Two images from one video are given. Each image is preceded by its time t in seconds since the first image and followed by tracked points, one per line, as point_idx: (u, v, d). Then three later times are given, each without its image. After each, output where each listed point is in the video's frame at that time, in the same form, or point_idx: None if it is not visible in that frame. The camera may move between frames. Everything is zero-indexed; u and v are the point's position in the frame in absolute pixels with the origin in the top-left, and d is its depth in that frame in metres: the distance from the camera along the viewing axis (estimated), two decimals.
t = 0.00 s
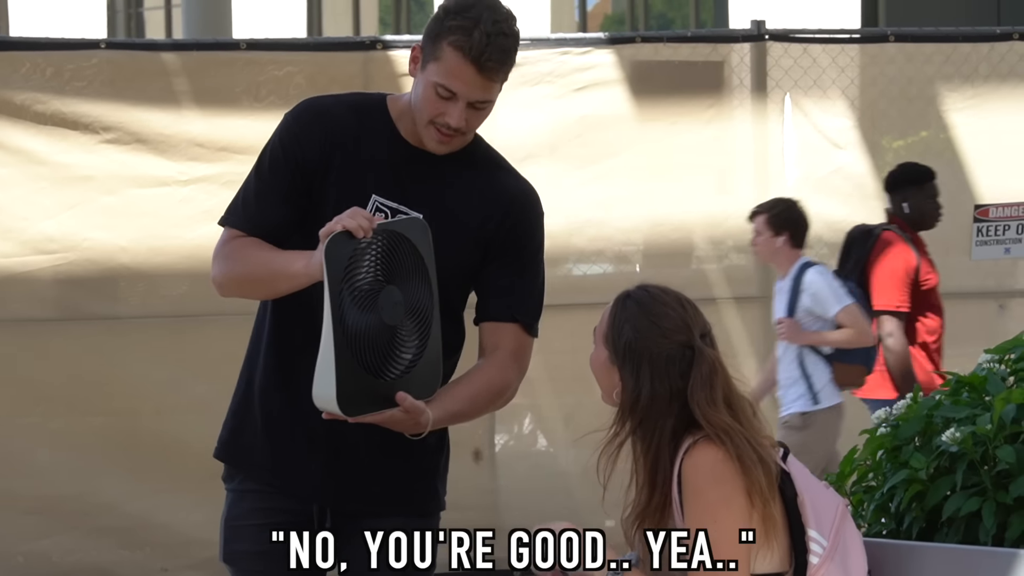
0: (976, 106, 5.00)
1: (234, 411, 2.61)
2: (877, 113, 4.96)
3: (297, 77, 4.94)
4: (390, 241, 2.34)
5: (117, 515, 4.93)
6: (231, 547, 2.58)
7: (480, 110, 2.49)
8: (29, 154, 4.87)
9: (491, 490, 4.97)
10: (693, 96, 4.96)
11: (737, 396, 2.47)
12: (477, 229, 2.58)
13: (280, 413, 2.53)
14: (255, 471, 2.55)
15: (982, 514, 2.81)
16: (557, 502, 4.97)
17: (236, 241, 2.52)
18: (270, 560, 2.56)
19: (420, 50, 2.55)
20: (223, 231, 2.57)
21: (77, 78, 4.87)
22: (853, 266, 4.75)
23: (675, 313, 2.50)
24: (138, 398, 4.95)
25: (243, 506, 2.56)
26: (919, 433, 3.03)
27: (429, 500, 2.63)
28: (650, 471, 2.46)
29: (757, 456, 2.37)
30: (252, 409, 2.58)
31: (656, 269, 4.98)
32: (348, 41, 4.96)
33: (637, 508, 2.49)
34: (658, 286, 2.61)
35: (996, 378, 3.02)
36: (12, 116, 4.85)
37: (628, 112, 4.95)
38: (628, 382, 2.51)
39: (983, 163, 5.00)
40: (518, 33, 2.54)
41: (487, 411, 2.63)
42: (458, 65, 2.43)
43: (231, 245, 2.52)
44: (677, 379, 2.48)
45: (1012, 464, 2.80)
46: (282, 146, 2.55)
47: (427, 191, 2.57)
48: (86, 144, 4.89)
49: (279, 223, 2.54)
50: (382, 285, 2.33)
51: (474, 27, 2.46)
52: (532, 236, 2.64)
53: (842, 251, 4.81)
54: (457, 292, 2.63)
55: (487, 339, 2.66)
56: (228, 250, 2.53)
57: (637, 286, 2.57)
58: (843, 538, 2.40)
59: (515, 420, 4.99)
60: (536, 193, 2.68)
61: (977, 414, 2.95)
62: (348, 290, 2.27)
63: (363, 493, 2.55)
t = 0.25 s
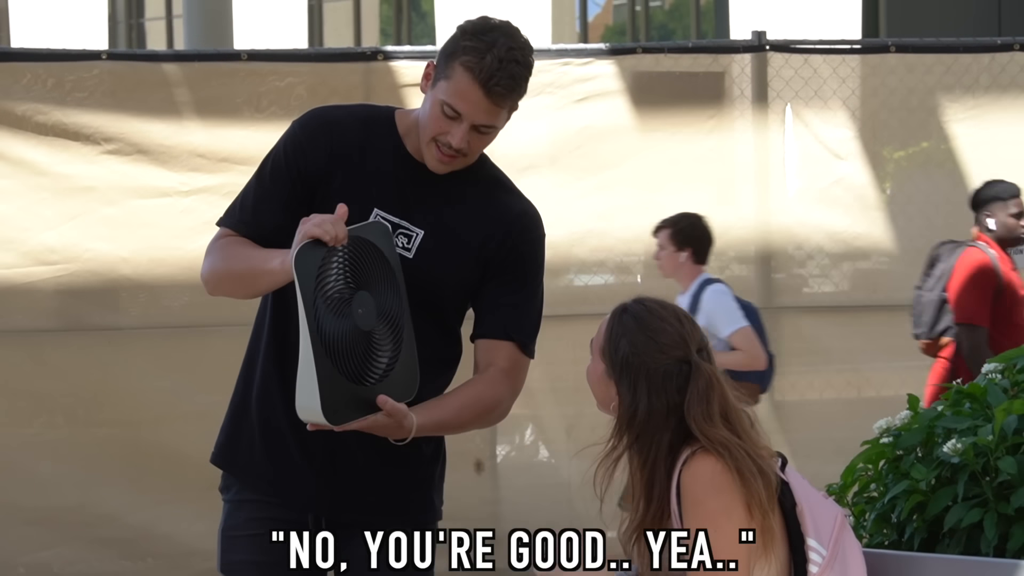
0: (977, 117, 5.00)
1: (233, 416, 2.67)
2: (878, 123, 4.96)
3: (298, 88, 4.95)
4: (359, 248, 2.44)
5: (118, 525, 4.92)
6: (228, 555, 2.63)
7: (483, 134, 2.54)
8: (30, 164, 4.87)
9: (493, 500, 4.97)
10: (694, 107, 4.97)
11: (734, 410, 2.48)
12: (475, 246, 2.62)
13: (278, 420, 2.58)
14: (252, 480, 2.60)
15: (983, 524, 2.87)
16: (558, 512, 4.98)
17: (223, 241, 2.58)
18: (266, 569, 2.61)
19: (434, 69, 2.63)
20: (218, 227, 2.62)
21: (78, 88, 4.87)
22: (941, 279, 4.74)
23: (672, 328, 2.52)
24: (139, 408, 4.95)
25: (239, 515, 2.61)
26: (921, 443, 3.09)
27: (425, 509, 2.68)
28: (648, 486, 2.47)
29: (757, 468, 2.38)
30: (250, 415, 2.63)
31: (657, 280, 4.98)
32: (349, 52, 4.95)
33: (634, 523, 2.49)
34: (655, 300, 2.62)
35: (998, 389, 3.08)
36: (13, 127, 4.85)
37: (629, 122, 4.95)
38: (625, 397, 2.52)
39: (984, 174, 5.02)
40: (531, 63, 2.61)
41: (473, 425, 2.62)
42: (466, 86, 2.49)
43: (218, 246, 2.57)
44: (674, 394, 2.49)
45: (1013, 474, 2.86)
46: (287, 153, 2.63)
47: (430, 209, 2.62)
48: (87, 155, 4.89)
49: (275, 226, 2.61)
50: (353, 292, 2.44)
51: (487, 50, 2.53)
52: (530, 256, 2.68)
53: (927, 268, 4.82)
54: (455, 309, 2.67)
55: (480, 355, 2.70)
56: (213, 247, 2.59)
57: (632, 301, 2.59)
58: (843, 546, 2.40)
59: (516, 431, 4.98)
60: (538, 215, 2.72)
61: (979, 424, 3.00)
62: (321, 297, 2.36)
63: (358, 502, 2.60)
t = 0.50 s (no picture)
0: (989, 128, 5.00)
1: (239, 428, 2.72)
2: (890, 134, 4.96)
3: (311, 98, 4.95)
4: (355, 255, 2.49)
5: (130, 535, 4.92)
6: (235, 564, 2.69)
7: (494, 146, 2.57)
8: (43, 175, 4.87)
9: (505, 511, 4.97)
10: (707, 118, 4.96)
11: (745, 421, 2.48)
12: (483, 259, 2.66)
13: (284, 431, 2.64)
14: (258, 491, 2.66)
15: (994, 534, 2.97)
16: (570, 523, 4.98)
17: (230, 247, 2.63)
18: None
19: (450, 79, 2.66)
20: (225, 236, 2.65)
21: (91, 99, 4.87)
22: None
23: (681, 339, 2.53)
24: (151, 419, 4.95)
25: (246, 525, 2.67)
26: (933, 455, 3.21)
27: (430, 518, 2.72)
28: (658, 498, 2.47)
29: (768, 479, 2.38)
30: (257, 426, 2.69)
31: (670, 291, 4.98)
32: (361, 62, 4.95)
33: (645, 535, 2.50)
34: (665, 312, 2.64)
35: (1007, 402, 3.20)
36: (26, 138, 4.85)
37: (641, 133, 4.95)
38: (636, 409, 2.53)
39: (997, 186, 5.01)
40: (547, 80, 2.64)
41: (474, 437, 2.63)
42: (482, 97, 2.52)
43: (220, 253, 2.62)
44: (684, 407, 2.49)
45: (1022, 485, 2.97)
46: (298, 162, 2.66)
47: (441, 222, 2.65)
48: (100, 166, 4.89)
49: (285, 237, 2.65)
50: (352, 297, 2.48)
51: (504, 63, 2.56)
52: (537, 272, 2.72)
53: None
54: (461, 323, 2.70)
55: (483, 367, 2.74)
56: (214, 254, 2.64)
57: (642, 312, 2.61)
58: (855, 557, 2.39)
59: (528, 442, 4.98)
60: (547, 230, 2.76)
61: (990, 436, 3.10)
62: (322, 304, 2.40)
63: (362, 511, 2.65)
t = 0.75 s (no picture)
0: (992, 135, 5.00)
1: (239, 437, 2.73)
2: (893, 141, 4.96)
3: (314, 106, 4.95)
4: (348, 265, 2.53)
5: (133, 543, 4.91)
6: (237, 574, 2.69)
7: (489, 151, 2.59)
8: (46, 183, 4.87)
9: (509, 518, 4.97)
10: (709, 125, 4.96)
11: (748, 428, 2.52)
12: (480, 265, 2.69)
13: (284, 440, 2.65)
14: (259, 499, 2.67)
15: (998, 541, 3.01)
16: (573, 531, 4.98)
17: (227, 258, 2.65)
18: None
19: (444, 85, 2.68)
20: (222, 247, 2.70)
21: (94, 107, 4.87)
22: None
23: (684, 346, 2.58)
24: (154, 426, 4.95)
25: (248, 534, 2.68)
26: (936, 462, 3.24)
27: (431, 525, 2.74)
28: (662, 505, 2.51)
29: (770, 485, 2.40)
30: (257, 434, 2.70)
31: (673, 297, 4.98)
32: (364, 70, 4.95)
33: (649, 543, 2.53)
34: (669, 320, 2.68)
35: (1010, 408, 3.24)
36: (29, 145, 4.84)
37: (645, 140, 4.95)
38: (640, 417, 2.57)
39: (999, 192, 5.01)
40: (541, 83, 2.65)
41: (475, 442, 2.66)
42: (475, 102, 2.54)
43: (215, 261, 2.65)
44: (688, 413, 2.54)
45: None
46: (292, 173, 2.70)
47: (436, 228, 2.67)
48: (103, 173, 4.89)
49: (281, 246, 2.69)
50: (346, 307, 2.52)
51: (497, 67, 2.57)
52: (534, 275, 2.74)
53: None
54: (459, 329, 2.73)
55: (483, 373, 2.76)
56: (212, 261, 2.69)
57: (645, 320, 2.66)
58: (857, 562, 2.41)
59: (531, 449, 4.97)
60: (546, 234, 2.78)
61: (995, 442, 3.13)
62: (317, 314, 2.44)
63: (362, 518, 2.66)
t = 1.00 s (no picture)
0: (994, 140, 5.00)
1: (240, 443, 2.75)
2: (896, 145, 4.96)
3: (317, 111, 4.95)
4: (348, 271, 2.55)
5: (135, 548, 4.92)
6: None
7: (487, 155, 2.60)
8: (48, 188, 4.87)
9: (512, 523, 4.97)
10: (711, 130, 4.96)
11: (750, 431, 2.57)
12: (480, 270, 2.71)
13: (286, 444, 2.67)
14: (259, 505, 2.68)
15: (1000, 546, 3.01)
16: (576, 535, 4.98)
17: (223, 264, 2.67)
18: None
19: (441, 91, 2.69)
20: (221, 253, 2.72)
21: (97, 112, 4.86)
22: None
23: (686, 350, 2.63)
24: (157, 431, 4.95)
25: (248, 539, 2.69)
26: (938, 465, 3.24)
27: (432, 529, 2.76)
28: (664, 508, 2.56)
29: (770, 488, 2.45)
30: (258, 440, 2.72)
31: (675, 302, 4.98)
32: (367, 75, 4.95)
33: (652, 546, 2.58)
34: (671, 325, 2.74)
35: (1012, 412, 3.23)
36: (32, 150, 4.84)
37: (647, 144, 4.95)
38: (642, 421, 2.61)
39: (1002, 197, 5.01)
40: (538, 86, 2.65)
41: (475, 448, 2.68)
42: (471, 109, 2.54)
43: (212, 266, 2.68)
44: (691, 416, 2.58)
45: None
46: (291, 178, 2.72)
47: (436, 234, 2.70)
48: (105, 178, 4.89)
49: (281, 252, 2.70)
50: (346, 313, 2.54)
51: (492, 72, 2.58)
52: (533, 281, 2.76)
53: None
54: (459, 334, 2.74)
55: (482, 377, 2.78)
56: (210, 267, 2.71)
57: (647, 324, 2.70)
58: (858, 566, 2.45)
59: (533, 454, 4.97)
60: (545, 239, 2.80)
61: (996, 447, 3.13)
62: (317, 320, 2.45)
63: (363, 522, 2.68)
